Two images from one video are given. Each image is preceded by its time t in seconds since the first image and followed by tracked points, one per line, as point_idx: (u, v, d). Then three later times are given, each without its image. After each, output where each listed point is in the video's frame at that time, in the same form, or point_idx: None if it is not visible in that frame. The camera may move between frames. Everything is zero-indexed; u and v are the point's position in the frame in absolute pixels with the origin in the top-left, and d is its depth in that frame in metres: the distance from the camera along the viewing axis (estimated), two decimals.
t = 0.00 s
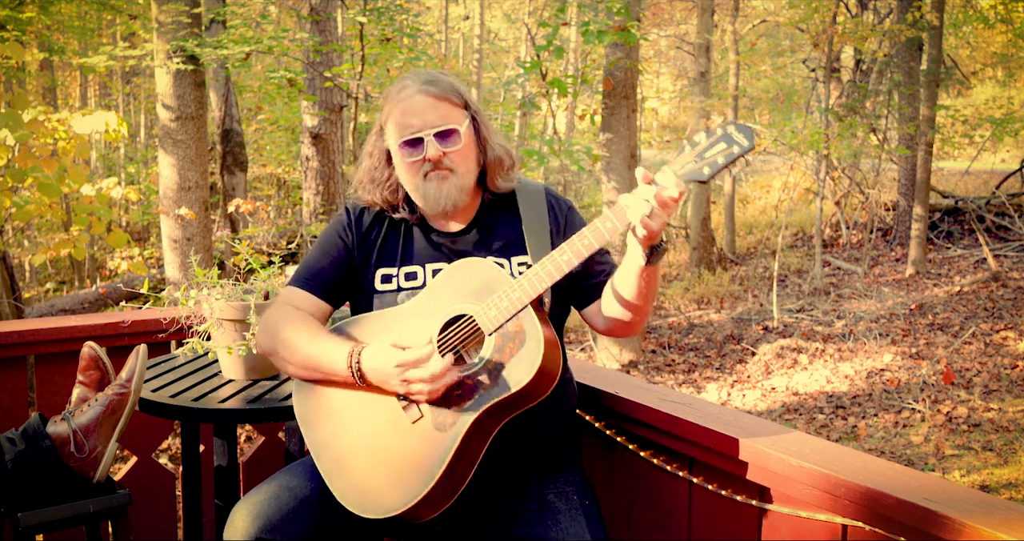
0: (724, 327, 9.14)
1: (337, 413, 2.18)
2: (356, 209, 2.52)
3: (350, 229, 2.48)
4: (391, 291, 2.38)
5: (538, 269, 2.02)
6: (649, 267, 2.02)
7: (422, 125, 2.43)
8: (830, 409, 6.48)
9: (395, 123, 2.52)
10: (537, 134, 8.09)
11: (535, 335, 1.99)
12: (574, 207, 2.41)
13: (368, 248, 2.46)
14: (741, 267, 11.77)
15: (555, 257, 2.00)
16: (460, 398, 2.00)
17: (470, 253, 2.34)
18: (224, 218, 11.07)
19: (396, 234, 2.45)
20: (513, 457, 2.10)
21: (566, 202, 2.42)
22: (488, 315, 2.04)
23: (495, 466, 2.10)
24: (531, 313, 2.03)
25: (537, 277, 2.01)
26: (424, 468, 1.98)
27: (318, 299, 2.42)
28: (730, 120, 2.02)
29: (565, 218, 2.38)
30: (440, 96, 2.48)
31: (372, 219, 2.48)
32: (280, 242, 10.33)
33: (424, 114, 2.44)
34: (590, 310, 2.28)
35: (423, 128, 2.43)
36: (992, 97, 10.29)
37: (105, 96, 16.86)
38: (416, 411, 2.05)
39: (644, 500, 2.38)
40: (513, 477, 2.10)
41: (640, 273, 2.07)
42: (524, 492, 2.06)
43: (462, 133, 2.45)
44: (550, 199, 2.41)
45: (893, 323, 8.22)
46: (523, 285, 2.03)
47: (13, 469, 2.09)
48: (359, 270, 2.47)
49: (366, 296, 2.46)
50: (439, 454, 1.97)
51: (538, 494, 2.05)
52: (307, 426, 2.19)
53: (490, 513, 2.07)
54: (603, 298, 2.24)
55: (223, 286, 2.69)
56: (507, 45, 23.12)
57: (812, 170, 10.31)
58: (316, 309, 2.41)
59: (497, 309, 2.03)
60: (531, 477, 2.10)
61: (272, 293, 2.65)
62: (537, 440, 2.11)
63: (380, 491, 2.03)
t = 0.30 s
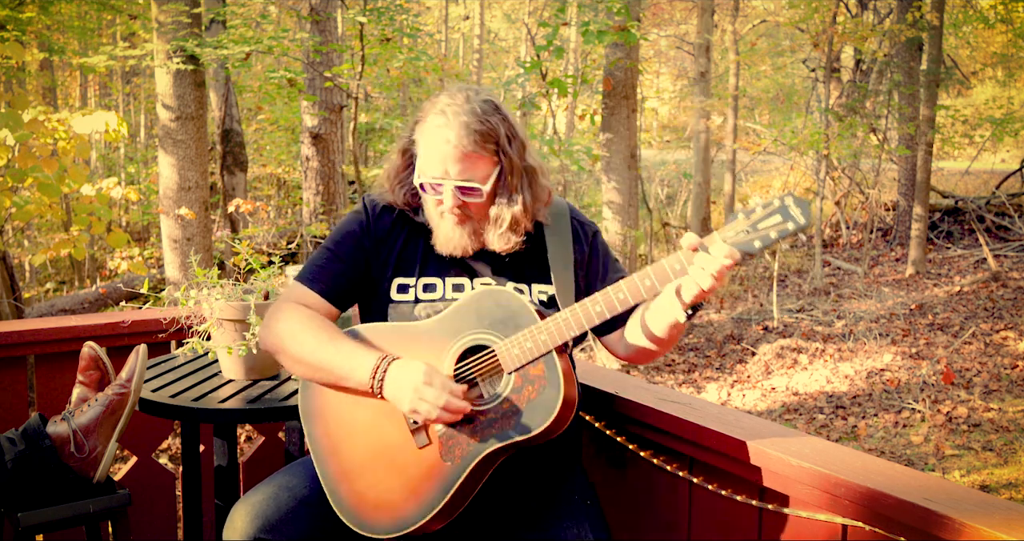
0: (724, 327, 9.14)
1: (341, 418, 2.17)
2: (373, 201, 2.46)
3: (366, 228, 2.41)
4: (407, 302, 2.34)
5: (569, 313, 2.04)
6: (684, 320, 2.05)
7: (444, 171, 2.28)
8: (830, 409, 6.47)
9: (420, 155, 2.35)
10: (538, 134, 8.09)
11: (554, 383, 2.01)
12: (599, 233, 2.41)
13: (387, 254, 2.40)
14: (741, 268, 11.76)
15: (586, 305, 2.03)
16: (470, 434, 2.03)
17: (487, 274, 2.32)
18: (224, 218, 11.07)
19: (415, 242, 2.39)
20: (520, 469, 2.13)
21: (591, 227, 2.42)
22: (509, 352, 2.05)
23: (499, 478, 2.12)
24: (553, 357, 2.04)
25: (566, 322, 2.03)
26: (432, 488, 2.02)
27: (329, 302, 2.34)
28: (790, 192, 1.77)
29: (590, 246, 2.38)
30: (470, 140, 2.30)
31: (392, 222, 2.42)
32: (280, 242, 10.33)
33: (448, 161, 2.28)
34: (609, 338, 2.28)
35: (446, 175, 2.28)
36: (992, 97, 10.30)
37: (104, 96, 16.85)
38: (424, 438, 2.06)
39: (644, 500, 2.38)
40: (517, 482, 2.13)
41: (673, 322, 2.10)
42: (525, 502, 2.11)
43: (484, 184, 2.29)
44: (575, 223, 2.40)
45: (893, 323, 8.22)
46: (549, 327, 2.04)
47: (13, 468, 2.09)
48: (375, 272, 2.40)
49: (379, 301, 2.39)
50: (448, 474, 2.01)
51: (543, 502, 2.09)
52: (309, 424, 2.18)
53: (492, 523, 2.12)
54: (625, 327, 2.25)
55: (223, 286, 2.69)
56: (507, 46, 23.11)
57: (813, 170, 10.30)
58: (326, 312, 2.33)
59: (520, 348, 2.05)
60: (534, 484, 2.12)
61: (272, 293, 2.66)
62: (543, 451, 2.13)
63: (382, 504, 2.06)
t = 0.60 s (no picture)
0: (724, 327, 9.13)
1: (347, 425, 2.14)
2: (392, 201, 2.40)
3: (383, 232, 2.33)
4: (420, 311, 2.29)
5: (588, 342, 2.09)
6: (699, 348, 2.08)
7: (487, 196, 2.18)
8: (830, 409, 6.47)
9: (463, 176, 2.23)
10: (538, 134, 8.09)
11: (569, 411, 2.05)
12: (618, 251, 2.44)
13: (399, 260, 2.32)
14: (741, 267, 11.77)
15: (606, 334, 2.09)
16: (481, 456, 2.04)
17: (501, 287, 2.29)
18: (224, 218, 11.08)
19: (432, 250, 2.35)
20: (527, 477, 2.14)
21: (610, 245, 2.44)
22: (526, 377, 2.09)
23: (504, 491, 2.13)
24: (569, 385, 2.08)
25: (583, 350, 2.09)
26: (439, 505, 2.03)
27: (339, 305, 2.26)
28: (819, 232, 1.96)
29: (609, 264, 2.40)
30: (521, 170, 2.20)
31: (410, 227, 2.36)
32: (280, 242, 10.33)
33: (495, 189, 2.18)
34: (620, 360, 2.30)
35: (487, 200, 2.19)
36: (993, 96, 10.30)
37: (105, 96, 16.84)
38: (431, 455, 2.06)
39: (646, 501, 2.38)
40: (521, 488, 2.14)
41: (687, 349, 2.11)
42: (528, 505, 2.12)
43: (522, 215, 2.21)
44: (596, 239, 2.41)
45: (893, 323, 8.22)
46: (568, 352, 2.08)
47: (13, 468, 2.09)
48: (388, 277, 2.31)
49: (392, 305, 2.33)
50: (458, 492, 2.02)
51: (547, 508, 2.09)
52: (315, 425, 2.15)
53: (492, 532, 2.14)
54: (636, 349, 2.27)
55: (224, 286, 2.69)
56: (508, 46, 23.09)
57: (813, 170, 10.30)
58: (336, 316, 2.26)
59: (536, 372, 2.08)
60: (538, 490, 2.14)
61: (272, 293, 2.66)
62: (548, 462, 2.14)
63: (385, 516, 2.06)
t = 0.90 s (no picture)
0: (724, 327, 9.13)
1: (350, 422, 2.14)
2: (397, 200, 2.39)
3: (391, 232, 2.31)
4: (424, 309, 2.28)
5: (590, 338, 2.08)
6: (696, 344, 2.08)
7: (514, 203, 2.17)
8: (830, 409, 6.47)
9: (489, 180, 2.20)
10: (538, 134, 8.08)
11: (572, 407, 2.05)
12: (621, 250, 2.47)
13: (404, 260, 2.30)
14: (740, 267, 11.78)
15: (610, 329, 2.07)
16: (485, 452, 2.05)
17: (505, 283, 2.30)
18: (224, 218, 11.08)
19: (437, 249, 2.33)
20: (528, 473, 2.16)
21: (615, 244, 2.47)
22: (528, 374, 2.08)
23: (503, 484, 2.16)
24: (572, 381, 2.08)
25: (586, 346, 2.08)
26: (443, 503, 2.05)
27: (344, 305, 2.24)
28: (819, 226, 1.96)
29: (613, 262, 2.42)
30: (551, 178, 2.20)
31: (418, 223, 2.35)
32: (280, 242, 10.34)
33: (525, 195, 2.17)
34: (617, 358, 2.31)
35: (516, 207, 2.17)
36: (993, 97, 10.30)
37: (104, 96, 16.84)
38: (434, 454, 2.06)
39: (645, 501, 2.38)
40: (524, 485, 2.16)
41: (684, 345, 2.11)
42: (529, 504, 2.12)
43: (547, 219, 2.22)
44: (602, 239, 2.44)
45: (893, 323, 8.22)
46: (570, 350, 2.08)
47: (13, 469, 2.09)
48: (393, 278, 2.30)
49: (396, 306, 2.31)
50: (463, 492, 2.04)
51: (548, 507, 2.10)
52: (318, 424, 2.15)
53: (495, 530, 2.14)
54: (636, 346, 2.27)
55: (224, 286, 2.69)
56: (507, 46, 23.10)
57: (813, 170, 10.31)
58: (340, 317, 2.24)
59: (541, 368, 2.08)
60: (538, 489, 2.14)
61: (272, 293, 2.66)
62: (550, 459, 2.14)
63: (387, 512, 2.07)
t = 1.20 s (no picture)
0: (724, 327, 9.13)
1: (347, 415, 2.17)
2: (386, 197, 2.45)
3: (380, 225, 2.38)
4: (418, 301, 2.32)
5: (581, 319, 2.11)
6: (685, 325, 2.11)
7: (524, 181, 2.22)
8: (830, 409, 6.47)
9: (490, 162, 2.26)
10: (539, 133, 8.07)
11: (565, 388, 2.04)
12: (611, 241, 2.47)
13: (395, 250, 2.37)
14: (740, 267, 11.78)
15: (600, 310, 2.11)
16: (480, 436, 2.04)
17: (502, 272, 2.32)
18: (224, 218, 11.08)
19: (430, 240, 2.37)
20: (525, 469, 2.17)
21: (604, 234, 2.48)
22: (521, 356, 2.09)
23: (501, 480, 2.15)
24: (565, 363, 2.07)
25: (577, 327, 2.10)
26: (439, 488, 2.04)
27: (337, 297, 2.31)
28: (801, 205, 2.05)
29: (602, 254, 2.43)
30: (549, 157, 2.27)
31: (407, 217, 2.41)
32: (280, 242, 10.34)
33: (534, 172, 2.23)
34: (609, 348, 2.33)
35: (524, 186, 2.22)
36: (993, 96, 10.30)
37: (104, 96, 16.83)
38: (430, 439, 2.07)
39: (644, 501, 2.38)
40: (525, 482, 2.15)
41: (674, 329, 2.14)
42: (528, 500, 2.11)
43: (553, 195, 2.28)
44: (589, 229, 2.44)
45: (893, 323, 8.21)
46: (562, 332, 2.10)
47: (13, 469, 2.09)
48: (385, 268, 2.37)
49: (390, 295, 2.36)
50: (457, 477, 2.03)
51: (545, 504, 2.09)
52: (316, 418, 2.17)
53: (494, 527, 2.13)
54: (628, 334, 2.29)
55: (224, 286, 2.69)
56: (507, 46, 23.10)
57: (812, 170, 10.31)
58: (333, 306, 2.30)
59: (533, 350, 2.09)
60: (536, 486, 2.14)
61: (272, 293, 2.66)
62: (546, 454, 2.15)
63: (387, 503, 2.06)
